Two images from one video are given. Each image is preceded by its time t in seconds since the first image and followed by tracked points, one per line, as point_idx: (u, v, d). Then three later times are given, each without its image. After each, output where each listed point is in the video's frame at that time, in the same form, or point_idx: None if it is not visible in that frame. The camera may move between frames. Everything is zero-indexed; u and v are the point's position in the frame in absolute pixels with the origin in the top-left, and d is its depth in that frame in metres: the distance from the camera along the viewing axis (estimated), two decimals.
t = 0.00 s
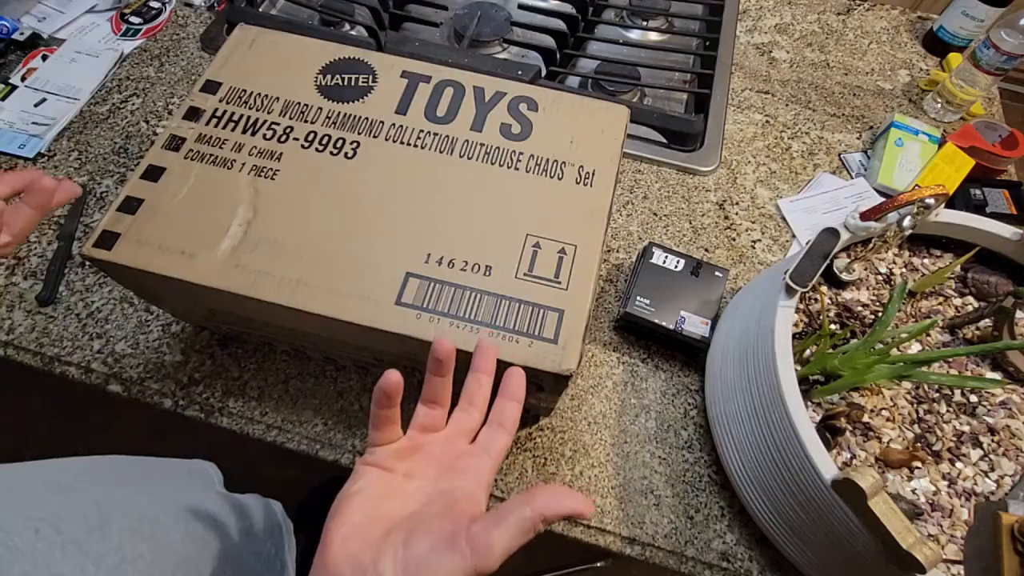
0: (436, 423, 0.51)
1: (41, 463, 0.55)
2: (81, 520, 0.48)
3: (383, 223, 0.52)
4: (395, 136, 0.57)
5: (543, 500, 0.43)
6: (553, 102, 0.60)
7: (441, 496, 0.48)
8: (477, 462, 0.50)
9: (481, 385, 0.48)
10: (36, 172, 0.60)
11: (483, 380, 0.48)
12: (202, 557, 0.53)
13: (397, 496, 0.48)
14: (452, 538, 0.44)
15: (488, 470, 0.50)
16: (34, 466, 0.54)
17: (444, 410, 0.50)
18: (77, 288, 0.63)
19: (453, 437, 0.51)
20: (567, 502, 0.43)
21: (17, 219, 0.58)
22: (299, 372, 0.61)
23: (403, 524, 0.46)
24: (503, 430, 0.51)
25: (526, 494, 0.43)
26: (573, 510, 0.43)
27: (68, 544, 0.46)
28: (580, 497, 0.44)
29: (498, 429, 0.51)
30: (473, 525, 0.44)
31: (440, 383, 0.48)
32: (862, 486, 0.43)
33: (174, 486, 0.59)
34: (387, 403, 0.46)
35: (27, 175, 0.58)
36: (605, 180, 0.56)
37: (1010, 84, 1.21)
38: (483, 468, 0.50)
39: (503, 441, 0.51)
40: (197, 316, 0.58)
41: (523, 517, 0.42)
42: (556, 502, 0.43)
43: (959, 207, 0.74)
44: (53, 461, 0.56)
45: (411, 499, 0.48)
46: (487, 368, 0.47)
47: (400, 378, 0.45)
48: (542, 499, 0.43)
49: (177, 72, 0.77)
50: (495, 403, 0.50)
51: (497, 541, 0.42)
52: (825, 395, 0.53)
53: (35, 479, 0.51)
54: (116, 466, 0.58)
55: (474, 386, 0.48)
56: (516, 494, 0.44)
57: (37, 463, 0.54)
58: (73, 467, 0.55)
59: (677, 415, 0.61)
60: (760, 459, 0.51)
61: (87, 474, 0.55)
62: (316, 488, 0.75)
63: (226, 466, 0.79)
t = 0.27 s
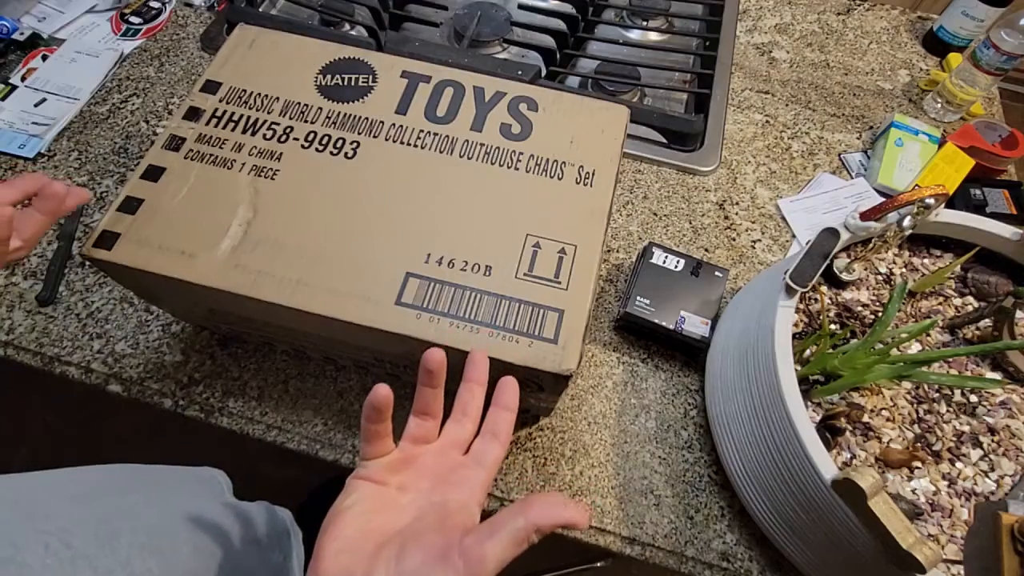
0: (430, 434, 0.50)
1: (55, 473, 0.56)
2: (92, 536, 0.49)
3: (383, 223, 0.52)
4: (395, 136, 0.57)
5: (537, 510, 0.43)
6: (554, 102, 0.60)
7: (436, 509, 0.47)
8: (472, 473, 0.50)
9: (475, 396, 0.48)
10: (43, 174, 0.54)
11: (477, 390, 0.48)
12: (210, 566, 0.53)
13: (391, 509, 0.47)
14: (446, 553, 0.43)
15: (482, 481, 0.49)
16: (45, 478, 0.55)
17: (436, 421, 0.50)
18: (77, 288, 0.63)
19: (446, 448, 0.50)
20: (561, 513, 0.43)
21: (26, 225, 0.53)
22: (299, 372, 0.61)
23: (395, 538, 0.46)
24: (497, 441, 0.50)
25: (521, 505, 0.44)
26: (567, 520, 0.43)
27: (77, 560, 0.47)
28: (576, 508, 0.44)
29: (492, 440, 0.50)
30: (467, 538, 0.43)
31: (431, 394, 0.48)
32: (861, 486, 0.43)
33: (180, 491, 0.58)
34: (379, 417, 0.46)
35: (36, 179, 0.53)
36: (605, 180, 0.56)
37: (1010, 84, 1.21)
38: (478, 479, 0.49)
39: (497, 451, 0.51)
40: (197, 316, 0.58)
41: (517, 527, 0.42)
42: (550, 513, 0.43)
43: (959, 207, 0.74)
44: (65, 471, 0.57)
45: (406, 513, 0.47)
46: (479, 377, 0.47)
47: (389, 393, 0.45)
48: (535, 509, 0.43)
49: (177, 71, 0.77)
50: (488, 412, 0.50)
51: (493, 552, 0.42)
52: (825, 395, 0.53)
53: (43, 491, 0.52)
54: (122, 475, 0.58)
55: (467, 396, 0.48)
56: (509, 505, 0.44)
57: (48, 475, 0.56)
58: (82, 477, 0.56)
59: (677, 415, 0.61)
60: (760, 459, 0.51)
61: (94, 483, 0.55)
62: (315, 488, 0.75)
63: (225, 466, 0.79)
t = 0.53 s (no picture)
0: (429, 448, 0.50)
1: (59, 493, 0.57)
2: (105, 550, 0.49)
3: (383, 223, 0.52)
4: (395, 136, 0.57)
5: (536, 521, 0.42)
6: (554, 102, 0.60)
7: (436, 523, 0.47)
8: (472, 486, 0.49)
9: (472, 408, 0.49)
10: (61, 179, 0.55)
11: (475, 401, 0.49)
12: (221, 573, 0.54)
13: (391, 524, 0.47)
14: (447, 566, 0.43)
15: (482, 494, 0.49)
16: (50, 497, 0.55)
17: (435, 434, 0.50)
18: (77, 288, 0.63)
19: (446, 462, 0.50)
20: (561, 525, 0.43)
21: (45, 231, 0.53)
22: (299, 372, 0.61)
23: (395, 554, 0.45)
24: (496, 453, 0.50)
25: (520, 518, 0.43)
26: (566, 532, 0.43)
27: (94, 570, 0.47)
28: (576, 519, 0.44)
29: (492, 452, 0.50)
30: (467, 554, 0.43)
31: (430, 407, 0.48)
32: (862, 486, 0.43)
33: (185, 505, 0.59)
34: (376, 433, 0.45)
35: (59, 186, 0.54)
36: (605, 180, 0.56)
37: (1010, 84, 1.21)
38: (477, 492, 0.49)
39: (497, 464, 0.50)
40: (197, 317, 0.58)
41: (517, 539, 0.42)
42: (550, 526, 0.42)
43: (959, 207, 0.74)
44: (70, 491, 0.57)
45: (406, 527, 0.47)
46: (478, 390, 0.48)
47: (387, 408, 0.44)
48: (535, 521, 0.42)
49: (177, 71, 0.77)
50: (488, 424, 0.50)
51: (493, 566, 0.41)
52: (824, 395, 0.53)
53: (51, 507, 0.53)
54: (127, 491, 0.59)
55: (465, 408, 0.49)
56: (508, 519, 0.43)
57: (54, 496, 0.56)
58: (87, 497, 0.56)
59: (677, 415, 0.61)
60: (760, 459, 0.51)
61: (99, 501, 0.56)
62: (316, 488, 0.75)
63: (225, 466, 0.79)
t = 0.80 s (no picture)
0: (434, 452, 0.50)
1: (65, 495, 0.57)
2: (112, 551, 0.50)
3: (383, 223, 0.52)
4: (395, 136, 0.57)
5: (541, 521, 0.42)
6: (554, 102, 0.60)
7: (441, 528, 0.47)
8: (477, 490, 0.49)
9: (475, 411, 0.49)
10: (76, 187, 0.54)
11: (477, 404, 0.49)
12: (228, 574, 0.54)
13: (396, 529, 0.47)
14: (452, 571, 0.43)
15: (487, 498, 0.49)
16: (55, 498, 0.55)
17: (439, 437, 0.50)
18: (77, 288, 0.63)
19: (450, 466, 0.50)
20: (567, 524, 0.43)
21: (54, 240, 0.50)
22: (299, 372, 0.61)
23: (401, 558, 0.45)
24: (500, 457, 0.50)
25: (526, 519, 0.43)
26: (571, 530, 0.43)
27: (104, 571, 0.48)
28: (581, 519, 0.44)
29: (496, 454, 0.50)
30: (474, 556, 0.43)
31: (433, 411, 0.47)
32: (862, 486, 0.43)
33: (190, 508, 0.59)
34: (382, 435, 0.45)
35: (67, 193, 0.53)
36: (605, 180, 0.56)
37: (1010, 84, 1.21)
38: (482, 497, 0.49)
39: (502, 467, 0.50)
40: (197, 317, 0.58)
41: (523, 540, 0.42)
42: (556, 525, 0.42)
43: (959, 207, 0.74)
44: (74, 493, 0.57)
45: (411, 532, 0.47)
46: (480, 392, 0.48)
47: (391, 413, 0.44)
48: (540, 520, 0.42)
49: (177, 71, 0.77)
50: (491, 426, 0.50)
51: (499, 567, 0.41)
52: (824, 395, 0.53)
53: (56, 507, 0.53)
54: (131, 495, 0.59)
55: (468, 411, 0.49)
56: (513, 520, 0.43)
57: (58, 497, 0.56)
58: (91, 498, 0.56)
59: (677, 415, 0.61)
60: (760, 459, 0.51)
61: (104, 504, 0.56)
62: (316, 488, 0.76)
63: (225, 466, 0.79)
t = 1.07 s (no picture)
0: (436, 445, 0.50)
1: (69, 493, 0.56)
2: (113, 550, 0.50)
3: (383, 223, 0.52)
4: (395, 136, 0.57)
5: (543, 510, 0.42)
6: (554, 102, 0.60)
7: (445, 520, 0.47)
8: (480, 483, 0.49)
9: (477, 404, 0.49)
10: (76, 188, 0.54)
11: (478, 397, 0.49)
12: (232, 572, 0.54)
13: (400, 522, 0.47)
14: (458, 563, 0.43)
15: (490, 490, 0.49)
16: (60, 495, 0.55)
17: (441, 431, 0.50)
18: (77, 288, 0.63)
19: (453, 459, 0.50)
20: (571, 511, 0.42)
21: (54, 240, 0.50)
22: (299, 372, 0.61)
23: (406, 550, 0.45)
24: (503, 449, 0.50)
25: (530, 507, 0.43)
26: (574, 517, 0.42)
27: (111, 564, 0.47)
28: (587, 505, 0.44)
29: (498, 447, 0.50)
30: (478, 546, 0.43)
31: (434, 404, 0.47)
32: (862, 486, 0.43)
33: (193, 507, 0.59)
34: (384, 427, 0.45)
35: (68, 195, 0.53)
36: (605, 180, 0.56)
37: (1010, 84, 1.21)
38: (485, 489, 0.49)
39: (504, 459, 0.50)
40: (197, 316, 0.58)
41: (525, 529, 0.42)
42: (559, 513, 0.42)
43: (959, 207, 0.74)
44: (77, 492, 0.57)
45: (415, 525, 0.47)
46: (482, 386, 0.48)
47: (392, 407, 0.44)
48: (543, 508, 0.42)
49: (177, 71, 0.77)
50: (493, 420, 0.50)
51: (503, 557, 0.41)
52: (824, 395, 0.53)
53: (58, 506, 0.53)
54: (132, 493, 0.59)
55: (469, 405, 0.49)
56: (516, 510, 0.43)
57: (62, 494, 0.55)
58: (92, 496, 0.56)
59: (677, 415, 0.61)
60: (760, 459, 0.51)
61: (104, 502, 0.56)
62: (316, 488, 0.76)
63: (225, 466, 0.79)
